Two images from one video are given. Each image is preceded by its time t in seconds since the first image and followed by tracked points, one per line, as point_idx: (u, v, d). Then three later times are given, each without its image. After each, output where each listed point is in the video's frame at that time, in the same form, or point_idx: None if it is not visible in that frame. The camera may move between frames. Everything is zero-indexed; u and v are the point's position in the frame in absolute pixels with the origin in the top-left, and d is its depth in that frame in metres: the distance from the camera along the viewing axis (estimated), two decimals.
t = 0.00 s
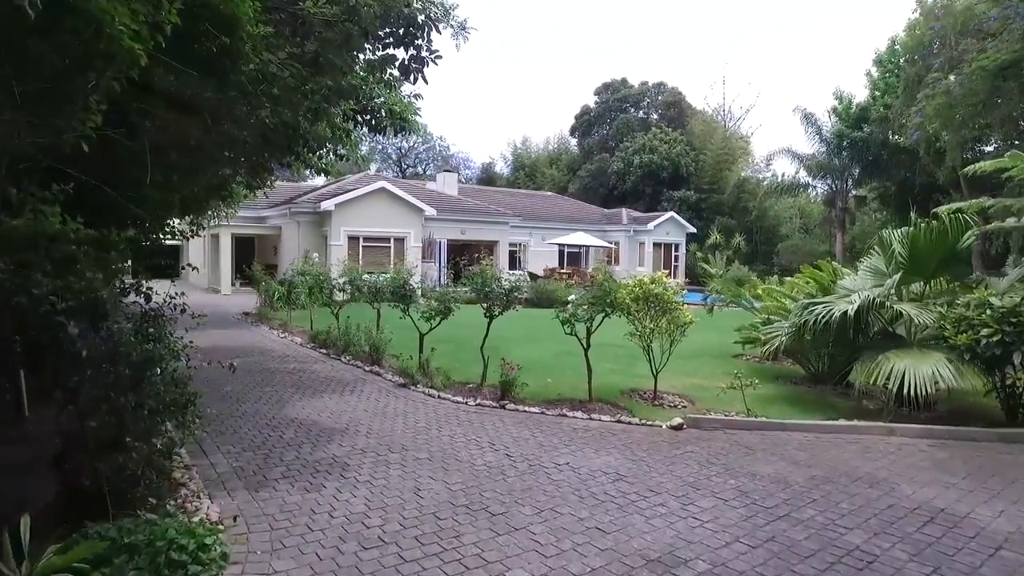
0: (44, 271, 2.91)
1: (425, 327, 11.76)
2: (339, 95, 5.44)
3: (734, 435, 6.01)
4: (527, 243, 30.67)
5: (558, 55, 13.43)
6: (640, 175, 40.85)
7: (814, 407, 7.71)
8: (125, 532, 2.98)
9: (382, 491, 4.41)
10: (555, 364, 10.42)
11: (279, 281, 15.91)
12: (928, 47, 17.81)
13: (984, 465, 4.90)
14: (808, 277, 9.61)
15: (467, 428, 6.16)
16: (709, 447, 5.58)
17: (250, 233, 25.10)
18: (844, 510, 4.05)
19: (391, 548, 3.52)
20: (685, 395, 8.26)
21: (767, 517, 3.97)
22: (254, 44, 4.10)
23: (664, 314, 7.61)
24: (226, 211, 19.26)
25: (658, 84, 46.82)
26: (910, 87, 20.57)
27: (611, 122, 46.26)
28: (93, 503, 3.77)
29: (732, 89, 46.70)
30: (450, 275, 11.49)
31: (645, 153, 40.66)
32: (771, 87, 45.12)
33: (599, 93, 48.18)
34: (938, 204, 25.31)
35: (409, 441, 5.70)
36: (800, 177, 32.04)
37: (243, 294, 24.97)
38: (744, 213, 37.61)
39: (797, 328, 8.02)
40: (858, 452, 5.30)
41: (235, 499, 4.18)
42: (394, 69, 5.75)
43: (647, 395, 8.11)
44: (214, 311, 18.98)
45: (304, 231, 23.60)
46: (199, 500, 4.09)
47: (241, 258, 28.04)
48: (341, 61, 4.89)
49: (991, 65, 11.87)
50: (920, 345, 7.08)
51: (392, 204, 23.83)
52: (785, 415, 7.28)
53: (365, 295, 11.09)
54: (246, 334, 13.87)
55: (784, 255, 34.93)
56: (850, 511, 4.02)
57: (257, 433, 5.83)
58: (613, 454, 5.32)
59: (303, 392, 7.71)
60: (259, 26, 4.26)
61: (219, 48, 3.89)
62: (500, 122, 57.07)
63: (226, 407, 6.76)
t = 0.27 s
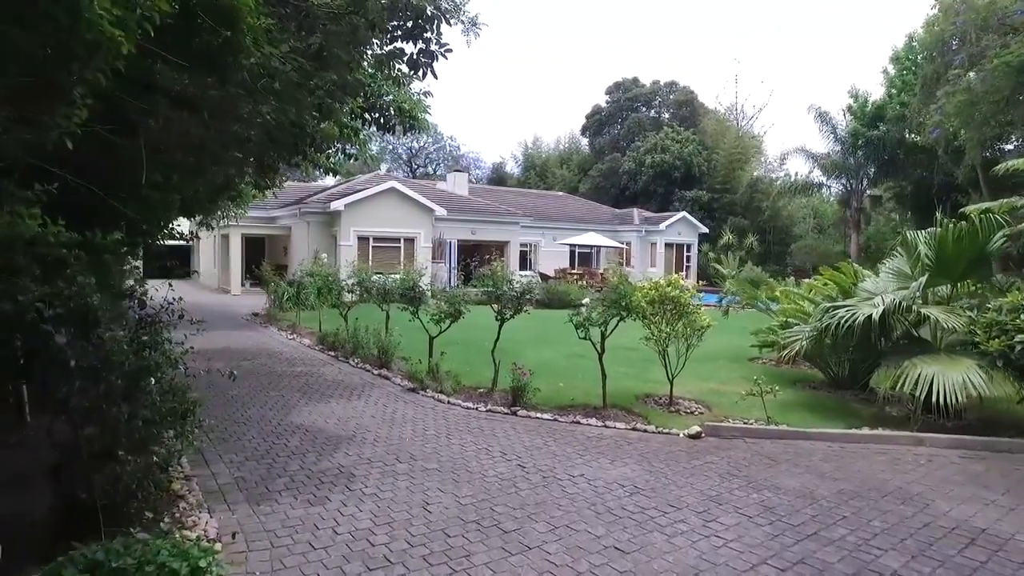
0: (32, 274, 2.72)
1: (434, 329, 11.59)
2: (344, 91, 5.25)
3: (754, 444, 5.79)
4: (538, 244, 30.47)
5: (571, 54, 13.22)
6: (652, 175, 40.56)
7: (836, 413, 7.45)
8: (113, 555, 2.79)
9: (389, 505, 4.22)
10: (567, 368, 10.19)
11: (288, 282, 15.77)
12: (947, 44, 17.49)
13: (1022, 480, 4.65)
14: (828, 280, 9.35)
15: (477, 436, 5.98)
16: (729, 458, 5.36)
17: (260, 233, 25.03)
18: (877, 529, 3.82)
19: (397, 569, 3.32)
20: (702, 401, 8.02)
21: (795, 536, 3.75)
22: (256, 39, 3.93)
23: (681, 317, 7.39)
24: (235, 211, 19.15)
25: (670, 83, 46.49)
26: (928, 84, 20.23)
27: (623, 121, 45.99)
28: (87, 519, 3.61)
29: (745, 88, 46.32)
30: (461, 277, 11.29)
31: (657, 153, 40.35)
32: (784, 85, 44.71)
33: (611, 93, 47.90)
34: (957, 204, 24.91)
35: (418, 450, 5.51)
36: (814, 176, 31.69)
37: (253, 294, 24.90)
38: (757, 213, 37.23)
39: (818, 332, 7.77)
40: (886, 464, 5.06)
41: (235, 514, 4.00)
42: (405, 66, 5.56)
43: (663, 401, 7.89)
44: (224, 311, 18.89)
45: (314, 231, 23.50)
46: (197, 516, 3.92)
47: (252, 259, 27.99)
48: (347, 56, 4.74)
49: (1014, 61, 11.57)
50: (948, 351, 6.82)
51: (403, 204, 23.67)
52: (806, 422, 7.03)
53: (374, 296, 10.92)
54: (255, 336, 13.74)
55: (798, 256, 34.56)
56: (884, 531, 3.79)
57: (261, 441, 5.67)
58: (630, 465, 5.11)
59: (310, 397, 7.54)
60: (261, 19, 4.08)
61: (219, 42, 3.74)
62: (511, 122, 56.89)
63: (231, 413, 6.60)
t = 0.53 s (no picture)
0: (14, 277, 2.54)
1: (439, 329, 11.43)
2: (346, 84, 5.08)
3: (769, 451, 5.59)
4: (545, 244, 30.29)
5: (579, 52, 13.04)
6: (659, 175, 40.32)
7: (851, 417, 7.25)
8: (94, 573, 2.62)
9: (391, 515, 4.05)
10: (575, 370, 10.00)
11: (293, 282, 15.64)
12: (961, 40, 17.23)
13: None
14: (842, 280, 9.14)
15: (483, 441, 5.81)
16: (743, 465, 5.16)
17: (265, 233, 24.93)
18: (904, 543, 3.63)
19: None
20: (713, 405, 7.83)
21: (818, 550, 3.56)
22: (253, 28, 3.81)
23: (692, 319, 7.20)
24: (240, 211, 19.04)
25: (677, 82, 46.23)
26: (941, 83, 19.94)
27: (630, 121, 45.76)
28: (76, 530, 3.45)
29: (753, 87, 46.04)
30: (467, 277, 11.11)
31: (664, 152, 40.11)
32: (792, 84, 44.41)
33: (618, 92, 47.68)
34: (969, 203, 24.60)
35: (422, 455, 5.35)
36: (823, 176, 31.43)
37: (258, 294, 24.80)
38: (765, 213, 36.95)
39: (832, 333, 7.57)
40: (909, 472, 4.86)
41: (231, 525, 3.84)
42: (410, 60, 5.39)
43: (673, 404, 7.70)
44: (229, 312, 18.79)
45: (320, 231, 23.39)
46: (191, 527, 3.76)
47: (257, 259, 27.90)
48: (349, 49, 4.56)
49: None
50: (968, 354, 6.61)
51: (408, 204, 23.53)
52: (821, 426, 6.84)
53: (379, 297, 10.77)
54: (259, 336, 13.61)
55: (807, 256, 34.29)
56: (912, 544, 3.60)
57: (261, 446, 5.52)
58: (641, 473, 4.93)
59: (313, 400, 7.39)
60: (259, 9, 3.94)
61: (216, 32, 3.60)
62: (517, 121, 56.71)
63: (231, 417, 6.46)
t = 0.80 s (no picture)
0: None
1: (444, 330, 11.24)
2: (345, 75, 4.87)
3: (786, 457, 5.37)
4: (551, 243, 30.08)
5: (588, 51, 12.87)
6: (666, 174, 40.04)
7: (869, 421, 7.00)
8: None
9: (391, 526, 3.85)
10: (583, 372, 9.78)
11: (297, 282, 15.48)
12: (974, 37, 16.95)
13: None
14: (857, 280, 8.89)
15: (488, 446, 5.60)
16: (760, 472, 4.94)
17: (270, 232, 24.80)
18: (935, 559, 3.41)
19: None
20: (725, 408, 7.61)
21: (844, 567, 3.34)
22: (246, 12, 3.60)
23: (704, 319, 6.99)
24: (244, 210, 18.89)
25: (684, 81, 45.94)
26: (952, 80, 19.66)
27: (636, 120, 45.53)
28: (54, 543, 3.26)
29: (760, 86, 45.72)
30: (472, 276, 10.90)
31: (671, 152, 39.85)
32: (801, 83, 44.05)
33: (624, 91, 47.44)
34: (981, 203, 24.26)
35: (424, 461, 5.15)
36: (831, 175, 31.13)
37: (263, 294, 24.67)
38: (773, 213, 36.67)
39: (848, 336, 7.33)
40: (935, 480, 4.63)
41: (221, 537, 3.65)
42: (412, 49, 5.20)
43: (684, 408, 7.48)
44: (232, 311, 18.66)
45: (324, 230, 23.25)
46: (179, 540, 3.57)
47: (262, 258, 27.79)
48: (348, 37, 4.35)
49: None
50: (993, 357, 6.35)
51: (413, 203, 23.34)
52: (838, 429, 6.58)
53: (382, 296, 10.58)
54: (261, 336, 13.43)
55: (815, 256, 33.99)
56: (944, 561, 3.38)
57: (258, 451, 5.32)
58: (653, 481, 4.71)
59: (314, 402, 7.21)
60: None
61: (208, 15, 3.36)
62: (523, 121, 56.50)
63: (228, 420, 6.29)
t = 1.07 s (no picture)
0: None
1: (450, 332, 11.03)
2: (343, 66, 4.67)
3: (805, 466, 5.14)
4: (558, 243, 29.87)
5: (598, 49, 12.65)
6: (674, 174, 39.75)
7: (889, 428, 6.74)
8: None
9: (391, 542, 3.65)
10: (592, 375, 9.56)
11: (301, 282, 15.32)
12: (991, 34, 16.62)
13: None
14: (874, 282, 8.63)
15: (494, 455, 5.39)
16: (779, 483, 4.72)
17: (275, 232, 24.68)
18: None
19: None
20: (738, 413, 7.38)
21: None
22: None
23: (717, 322, 6.76)
24: (249, 210, 18.76)
25: (693, 80, 45.64)
26: (966, 77, 19.34)
27: (644, 119, 45.25)
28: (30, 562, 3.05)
29: (770, 85, 45.35)
30: (478, 277, 10.70)
31: (679, 151, 39.57)
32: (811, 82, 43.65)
33: (632, 90, 47.17)
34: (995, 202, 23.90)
35: (428, 470, 4.95)
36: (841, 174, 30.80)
37: (268, 294, 24.55)
38: (782, 213, 36.33)
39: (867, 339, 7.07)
40: (965, 494, 4.39)
41: (212, 554, 3.45)
42: (414, 41, 5.00)
43: (696, 413, 7.26)
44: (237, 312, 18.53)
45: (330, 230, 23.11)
46: (166, 557, 3.37)
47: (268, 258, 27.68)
48: (347, 26, 4.15)
49: None
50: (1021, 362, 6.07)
51: (420, 203, 23.17)
52: (858, 437, 6.33)
53: (387, 297, 10.38)
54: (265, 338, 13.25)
55: (824, 256, 33.67)
56: None
57: (255, 459, 5.12)
58: (667, 493, 4.50)
59: (315, 406, 7.02)
60: None
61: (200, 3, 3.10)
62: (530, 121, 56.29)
63: (226, 426, 6.10)
